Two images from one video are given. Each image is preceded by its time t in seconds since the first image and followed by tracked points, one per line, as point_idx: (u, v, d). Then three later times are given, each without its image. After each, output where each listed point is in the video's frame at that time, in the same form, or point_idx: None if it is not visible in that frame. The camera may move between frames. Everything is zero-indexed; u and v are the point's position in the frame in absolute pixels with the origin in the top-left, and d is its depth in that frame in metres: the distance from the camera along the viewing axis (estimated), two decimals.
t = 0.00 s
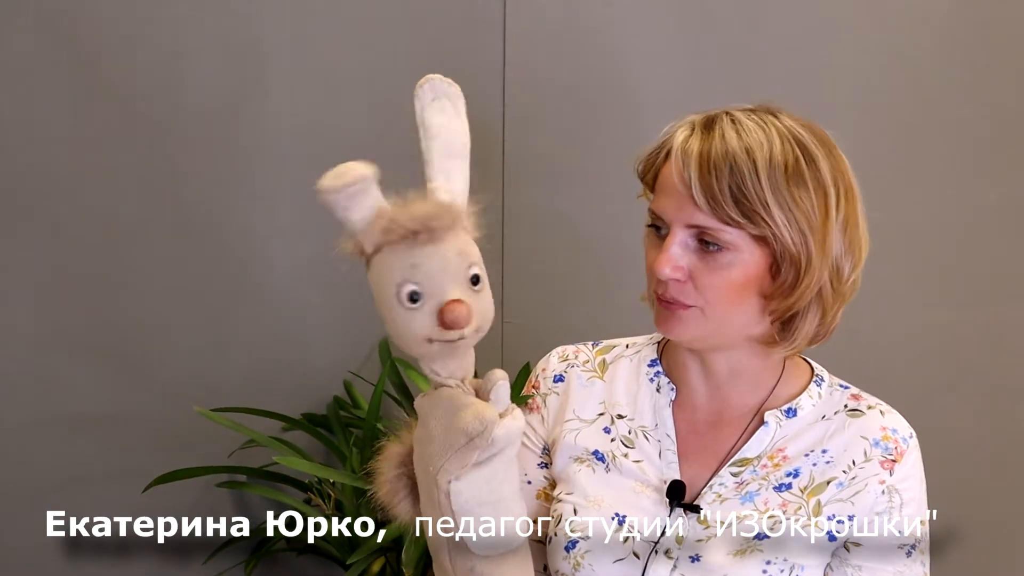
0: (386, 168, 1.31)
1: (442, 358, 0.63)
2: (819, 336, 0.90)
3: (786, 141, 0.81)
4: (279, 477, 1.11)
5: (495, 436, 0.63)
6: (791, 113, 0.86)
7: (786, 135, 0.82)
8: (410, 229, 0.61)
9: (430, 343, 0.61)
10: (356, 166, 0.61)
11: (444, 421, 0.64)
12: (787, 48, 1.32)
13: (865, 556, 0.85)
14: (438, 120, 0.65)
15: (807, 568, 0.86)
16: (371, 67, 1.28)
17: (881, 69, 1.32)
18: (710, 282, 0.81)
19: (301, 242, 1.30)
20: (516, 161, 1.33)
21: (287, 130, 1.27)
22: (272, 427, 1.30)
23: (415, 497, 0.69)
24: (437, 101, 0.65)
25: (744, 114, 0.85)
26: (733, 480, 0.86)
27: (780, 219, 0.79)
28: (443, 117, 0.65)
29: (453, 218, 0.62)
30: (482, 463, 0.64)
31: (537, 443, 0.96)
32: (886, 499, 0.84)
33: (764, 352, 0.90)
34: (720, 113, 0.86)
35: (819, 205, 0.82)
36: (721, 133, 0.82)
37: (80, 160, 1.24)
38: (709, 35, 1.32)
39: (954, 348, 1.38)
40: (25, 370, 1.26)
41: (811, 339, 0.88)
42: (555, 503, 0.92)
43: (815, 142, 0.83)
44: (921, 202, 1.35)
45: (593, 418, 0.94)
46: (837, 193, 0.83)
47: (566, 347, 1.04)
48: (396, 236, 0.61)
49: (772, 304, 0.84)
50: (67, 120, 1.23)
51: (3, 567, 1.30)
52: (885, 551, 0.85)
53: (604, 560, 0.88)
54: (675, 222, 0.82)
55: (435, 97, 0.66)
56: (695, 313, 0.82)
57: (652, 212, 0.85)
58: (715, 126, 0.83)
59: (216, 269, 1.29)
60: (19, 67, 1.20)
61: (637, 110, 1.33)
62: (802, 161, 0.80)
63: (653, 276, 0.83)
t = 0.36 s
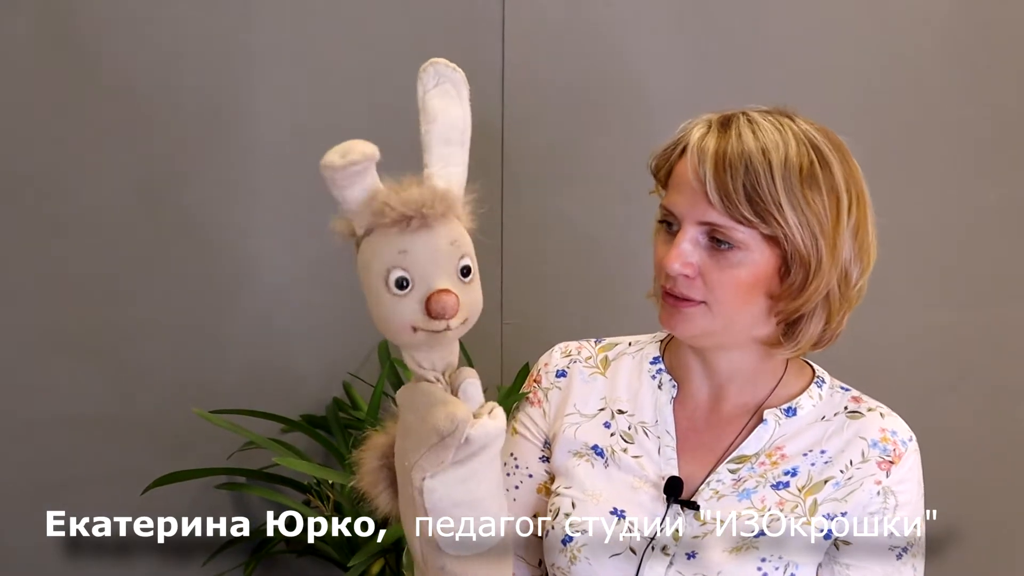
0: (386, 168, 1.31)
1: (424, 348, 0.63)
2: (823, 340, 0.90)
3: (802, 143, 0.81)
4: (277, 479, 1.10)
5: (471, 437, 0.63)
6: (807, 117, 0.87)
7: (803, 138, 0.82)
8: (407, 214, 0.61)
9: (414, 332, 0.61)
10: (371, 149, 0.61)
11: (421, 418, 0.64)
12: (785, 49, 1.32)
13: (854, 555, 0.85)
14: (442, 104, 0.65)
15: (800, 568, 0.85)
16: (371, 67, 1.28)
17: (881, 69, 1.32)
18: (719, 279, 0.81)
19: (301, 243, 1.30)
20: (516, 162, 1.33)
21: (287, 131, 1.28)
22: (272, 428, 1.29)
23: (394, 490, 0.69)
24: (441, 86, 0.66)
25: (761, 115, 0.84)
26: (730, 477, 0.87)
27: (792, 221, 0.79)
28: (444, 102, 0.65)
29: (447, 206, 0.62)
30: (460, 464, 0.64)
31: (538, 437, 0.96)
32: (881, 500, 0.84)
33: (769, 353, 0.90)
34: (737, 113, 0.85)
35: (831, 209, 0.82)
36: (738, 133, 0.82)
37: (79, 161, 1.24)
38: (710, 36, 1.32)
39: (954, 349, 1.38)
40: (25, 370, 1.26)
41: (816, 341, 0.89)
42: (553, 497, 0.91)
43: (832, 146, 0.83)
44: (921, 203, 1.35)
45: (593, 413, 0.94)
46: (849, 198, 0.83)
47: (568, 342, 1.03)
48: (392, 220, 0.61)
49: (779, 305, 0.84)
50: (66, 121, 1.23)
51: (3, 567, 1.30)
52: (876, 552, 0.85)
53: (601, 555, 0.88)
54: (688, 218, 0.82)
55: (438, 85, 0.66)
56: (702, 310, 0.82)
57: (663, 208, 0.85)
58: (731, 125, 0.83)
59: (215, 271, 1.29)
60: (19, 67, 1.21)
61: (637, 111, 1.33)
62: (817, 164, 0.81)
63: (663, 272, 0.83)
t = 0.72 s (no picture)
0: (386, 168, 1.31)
1: (410, 344, 0.65)
2: (822, 352, 0.89)
3: (808, 149, 0.81)
4: (278, 478, 1.11)
5: (443, 429, 0.64)
6: (821, 125, 0.86)
7: (811, 144, 0.82)
8: (402, 205, 0.63)
9: (404, 323, 0.63)
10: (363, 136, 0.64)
11: (394, 409, 0.65)
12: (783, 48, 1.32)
13: (848, 562, 0.85)
14: (441, 100, 0.68)
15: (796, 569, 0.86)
16: (371, 67, 1.28)
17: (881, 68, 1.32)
18: (713, 279, 0.81)
19: (302, 243, 1.31)
20: (515, 160, 1.34)
21: (287, 131, 1.28)
22: (271, 429, 1.29)
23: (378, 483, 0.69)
24: (442, 85, 0.69)
25: (771, 118, 0.84)
26: (727, 480, 0.87)
27: (788, 226, 0.79)
28: (443, 100, 0.68)
29: (440, 201, 0.65)
30: (434, 456, 0.65)
31: (538, 431, 0.95)
32: (877, 508, 0.85)
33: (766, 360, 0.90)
34: (747, 114, 0.85)
35: (833, 219, 0.81)
36: (744, 133, 0.82)
37: (78, 159, 1.23)
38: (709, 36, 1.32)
39: (953, 348, 1.39)
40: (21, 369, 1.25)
41: (813, 352, 0.88)
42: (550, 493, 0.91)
43: (840, 157, 0.82)
44: (919, 202, 1.35)
45: (593, 410, 0.94)
46: (854, 210, 0.82)
47: (571, 337, 1.03)
48: (386, 211, 0.63)
49: (774, 312, 0.84)
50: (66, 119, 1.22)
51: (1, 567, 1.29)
52: (872, 560, 0.85)
53: (594, 552, 0.88)
54: (685, 216, 0.83)
55: (439, 81, 0.69)
56: (694, 308, 0.82)
57: (665, 204, 0.86)
58: (739, 126, 0.83)
59: (216, 270, 1.29)
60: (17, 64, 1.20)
61: (636, 111, 1.33)
62: (821, 172, 0.80)
63: (658, 267, 0.83)
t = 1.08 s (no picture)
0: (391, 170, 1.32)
1: (404, 346, 0.66)
2: (817, 358, 0.92)
3: (804, 162, 0.83)
4: (294, 473, 1.13)
5: (442, 424, 0.66)
6: (819, 137, 0.88)
7: (807, 156, 0.84)
8: (367, 219, 0.63)
9: (381, 331, 0.64)
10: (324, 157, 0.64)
11: (394, 406, 0.67)
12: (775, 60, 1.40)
13: (841, 552, 0.89)
14: (426, 108, 0.67)
15: (789, 565, 0.91)
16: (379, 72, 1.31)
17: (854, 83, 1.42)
18: (709, 285, 0.84)
19: (308, 245, 1.33)
20: (519, 164, 1.36)
21: (294, 134, 1.30)
22: (289, 423, 1.31)
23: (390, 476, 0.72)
24: (428, 87, 0.67)
25: (770, 130, 0.87)
26: (725, 473, 0.91)
27: (783, 237, 0.82)
28: (429, 104, 0.67)
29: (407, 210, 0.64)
30: (435, 450, 0.67)
31: (544, 425, 0.98)
32: (869, 500, 0.88)
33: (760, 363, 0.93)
34: (748, 126, 0.88)
35: (827, 231, 0.84)
36: (742, 145, 0.84)
37: (82, 162, 1.24)
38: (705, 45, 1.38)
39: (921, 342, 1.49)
40: (27, 370, 1.26)
41: (806, 358, 0.91)
42: (556, 485, 0.94)
43: (837, 170, 0.85)
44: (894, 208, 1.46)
45: (597, 405, 0.97)
46: (848, 222, 0.85)
47: (574, 336, 1.06)
48: (354, 224, 0.64)
49: (768, 318, 0.87)
50: (70, 122, 1.23)
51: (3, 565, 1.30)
52: (865, 550, 0.88)
53: (599, 543, 0.91)
54: (684, 223, 0.86)
55: (428, 86, 0.67)
56: (691, 312, 0.86)
57: (666, 211, 0.89)
58: (738, 138, 0.86)
59: (220, 272, 1.30)
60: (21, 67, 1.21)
61: (637, 116, 1.38)
62: (816, 185, 0.83)
63: (657, 272, 0.87)
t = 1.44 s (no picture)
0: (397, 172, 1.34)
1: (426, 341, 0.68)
2: (833, 349, 0.94)
3: (825, 161, 0.85)
4: (317, 460, 1.13)
5: (459, 416, 0.66)
6: (833, 135, 0.90)
7: (826, 155, 0.86)
8: (375, 219, 0.63)
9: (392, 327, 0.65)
10: (337, 161, 0.64)
11: (413, 396, 0.68)
12: (782, 60, 1.42)
13: (849, 543, 0.91)
14: (444, 110, 0.67)
15: (798, 559, 0.92)
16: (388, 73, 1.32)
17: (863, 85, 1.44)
18: (733, 282, 0.86)
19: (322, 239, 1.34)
20: (532, 162, 1.38)
21: (308, 130, 1.31)
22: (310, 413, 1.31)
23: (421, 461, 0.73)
24: (446, 89, 0.67)
25: (789, 129, 0.89)
26: (737, 466, 0.92)
27: (807, 234, 0.84)
28: (447, 107, 0.67)
29: (412, 211, 0.63)
30: (454, 440, 0.68)
31: (559, 418, 0.99)
32: (877, 492, 0.90)
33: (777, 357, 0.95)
34: (767, 125, 0.90)
35: (848, 228, 0.86)
36: (765, 145, 0.86)
37: (92, 157, 1.24)
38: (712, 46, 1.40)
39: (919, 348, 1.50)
40: (35, 366, 1.26)
41: (824, 351, 0.93)
42: (570, 477, 0.95)
43: (856, 168, 0.87)
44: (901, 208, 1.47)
45: (611, 399, 0.98)
46: (867, 219, 0.87)
47: (586, 329, 1.07)
48: (364, 225, 0.64)
49: (789, 313, 0.89)
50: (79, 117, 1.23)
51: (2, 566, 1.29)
52: (871, 542, 0.90)
53: (613, 534, 0.92)
54: (706, 222, 0.87)
55: (447, 88, 0.67)
56: (713, 309, 0.88)
57: (685, 209, 0.91)
58: (760, 137, 0.88)
59: (235, 265, 1.31)
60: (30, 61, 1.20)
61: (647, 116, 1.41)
62: (838, 184, 0.85)
63: (679, 269, 0.88)
